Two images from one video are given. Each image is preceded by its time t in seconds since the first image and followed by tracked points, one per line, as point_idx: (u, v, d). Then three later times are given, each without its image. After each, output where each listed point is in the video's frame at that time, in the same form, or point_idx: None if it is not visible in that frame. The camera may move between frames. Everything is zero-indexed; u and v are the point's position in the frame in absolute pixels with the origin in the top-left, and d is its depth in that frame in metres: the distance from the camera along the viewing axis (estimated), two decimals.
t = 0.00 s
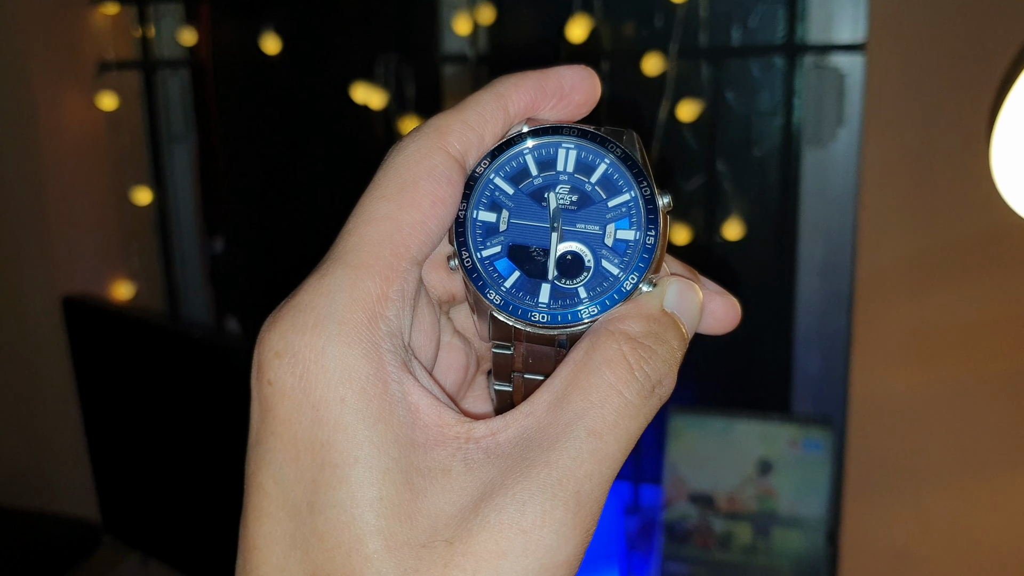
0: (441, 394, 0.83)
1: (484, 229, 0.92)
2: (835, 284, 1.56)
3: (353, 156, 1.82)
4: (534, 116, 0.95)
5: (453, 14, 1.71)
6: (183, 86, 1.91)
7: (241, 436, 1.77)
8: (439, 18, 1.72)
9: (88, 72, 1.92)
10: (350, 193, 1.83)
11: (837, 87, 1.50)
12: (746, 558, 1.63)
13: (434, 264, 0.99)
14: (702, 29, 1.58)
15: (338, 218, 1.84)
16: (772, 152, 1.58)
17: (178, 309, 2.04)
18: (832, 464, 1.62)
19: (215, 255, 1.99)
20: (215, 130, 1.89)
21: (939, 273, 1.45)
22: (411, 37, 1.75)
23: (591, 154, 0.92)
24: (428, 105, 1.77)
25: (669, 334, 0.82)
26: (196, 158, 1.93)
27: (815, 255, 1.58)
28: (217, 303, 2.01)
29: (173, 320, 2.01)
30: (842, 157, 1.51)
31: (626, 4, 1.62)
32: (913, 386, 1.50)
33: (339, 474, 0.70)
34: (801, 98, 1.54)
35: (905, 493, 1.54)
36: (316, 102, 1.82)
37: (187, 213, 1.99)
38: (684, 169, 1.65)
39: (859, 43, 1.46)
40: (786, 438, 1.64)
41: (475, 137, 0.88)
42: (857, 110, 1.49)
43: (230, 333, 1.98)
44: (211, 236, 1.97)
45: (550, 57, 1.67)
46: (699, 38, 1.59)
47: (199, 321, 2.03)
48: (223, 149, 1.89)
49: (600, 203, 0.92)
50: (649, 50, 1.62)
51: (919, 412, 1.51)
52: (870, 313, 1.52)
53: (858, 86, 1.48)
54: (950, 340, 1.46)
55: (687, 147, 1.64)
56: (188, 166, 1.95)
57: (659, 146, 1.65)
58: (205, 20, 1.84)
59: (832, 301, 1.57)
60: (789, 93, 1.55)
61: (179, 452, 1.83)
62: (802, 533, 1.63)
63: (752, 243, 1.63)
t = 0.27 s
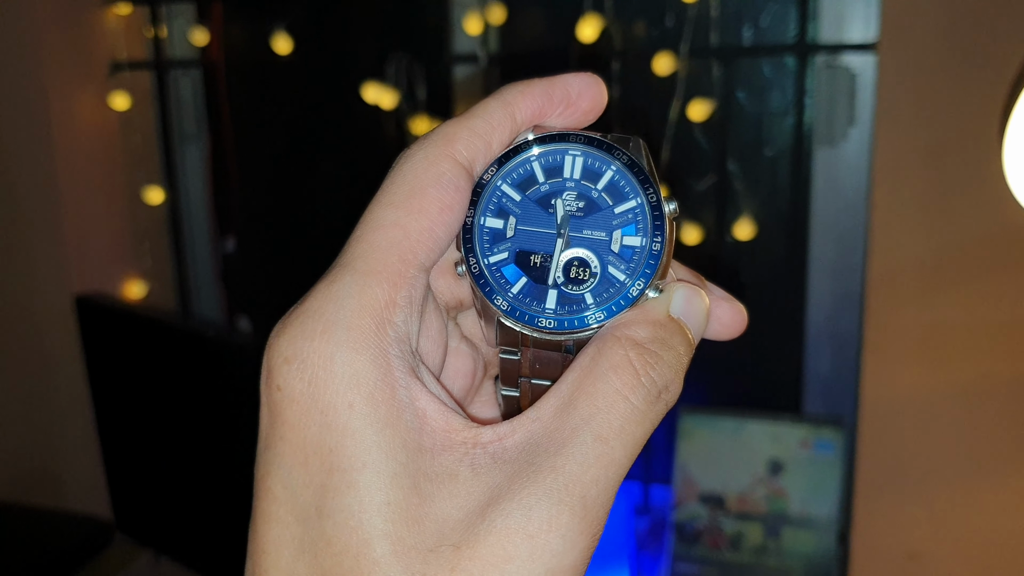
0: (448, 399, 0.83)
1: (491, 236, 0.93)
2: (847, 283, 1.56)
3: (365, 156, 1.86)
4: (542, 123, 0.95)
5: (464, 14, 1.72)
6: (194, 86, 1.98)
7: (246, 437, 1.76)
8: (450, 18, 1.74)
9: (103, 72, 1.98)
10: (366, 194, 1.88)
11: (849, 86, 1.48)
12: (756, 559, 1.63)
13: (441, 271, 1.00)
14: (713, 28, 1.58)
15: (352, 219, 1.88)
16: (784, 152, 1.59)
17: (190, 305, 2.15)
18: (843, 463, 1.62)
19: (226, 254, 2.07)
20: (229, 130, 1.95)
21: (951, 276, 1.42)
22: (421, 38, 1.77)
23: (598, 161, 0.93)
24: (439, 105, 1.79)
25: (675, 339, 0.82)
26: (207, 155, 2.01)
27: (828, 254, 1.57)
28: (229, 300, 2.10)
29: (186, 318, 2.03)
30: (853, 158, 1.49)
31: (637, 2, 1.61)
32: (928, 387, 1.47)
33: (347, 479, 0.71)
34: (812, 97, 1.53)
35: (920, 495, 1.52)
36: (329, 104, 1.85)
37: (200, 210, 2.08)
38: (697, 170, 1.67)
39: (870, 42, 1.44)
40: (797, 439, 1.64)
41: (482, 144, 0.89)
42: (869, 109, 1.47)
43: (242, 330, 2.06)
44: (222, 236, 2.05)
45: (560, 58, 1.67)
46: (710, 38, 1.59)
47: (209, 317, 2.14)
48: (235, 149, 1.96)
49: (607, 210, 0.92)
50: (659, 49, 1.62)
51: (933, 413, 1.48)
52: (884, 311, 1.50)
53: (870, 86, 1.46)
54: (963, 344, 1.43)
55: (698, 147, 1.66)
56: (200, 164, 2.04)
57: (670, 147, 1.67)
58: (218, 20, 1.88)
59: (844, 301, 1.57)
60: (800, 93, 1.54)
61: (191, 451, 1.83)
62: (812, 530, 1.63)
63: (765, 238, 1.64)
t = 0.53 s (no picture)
0: (445, 402, 0.84)
1: (489, 239, 0.94)
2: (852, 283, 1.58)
3: (370, 157, 1.85)
4: (539, 127, 0.96)
5: (469, 14, 1.72)
6: (200, 86, 1.96)
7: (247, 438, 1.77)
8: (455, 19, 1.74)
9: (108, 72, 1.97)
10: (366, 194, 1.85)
11: (855, 85, 1.50)
12: (761, 559, 1.60)
13: (439, 274, 1.00)
14: (718, 29, 1.58)
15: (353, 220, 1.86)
16: (788, 152, 1.59)
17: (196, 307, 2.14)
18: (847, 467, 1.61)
19: (231, 254, 2.04)
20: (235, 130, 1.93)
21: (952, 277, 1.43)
22: (426, 38, 1.77)
23: (595, 165, 0.93)
24: (444, 105, 1.80)
25: (671, 342, 0.82)
26: (213, 156, 1.98)
27: (833, 255, 1.59)
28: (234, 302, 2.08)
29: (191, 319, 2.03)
30: (859, 156, 1.51)
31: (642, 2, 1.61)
32: (929, 386, 1.49)
33: (344, 481, 0.71)
34: (817, 97, 1.54)
35: (920, 493, 1.53)
36: (334, 104, 1.84)
37: (205, 210, 2.06)
38: (702, 169, 1.66)
39: (876, 42, 1.46)
40: (803, 439, 1.62)
41: (479, 148, 0.89)
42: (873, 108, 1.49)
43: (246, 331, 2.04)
44: (227, 236, 2.03)
45: (565, 59, 1.68)
46: (715, 38, 1.58)
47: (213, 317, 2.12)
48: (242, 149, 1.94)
49: (604, 213, 0.93)
50: (664, 49, 1.62)
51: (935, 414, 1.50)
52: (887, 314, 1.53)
53: (875, 85, 1.48)
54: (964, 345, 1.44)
55: (703, 147, 1.65)
56: (205, 166, 2.01)
57: (674, 148, 1.66)
58: (223, 20, 1.87)
59: (850, 303, 1.59)
60: (805, 92, 1.54)
61: (195, 450, 1.84)
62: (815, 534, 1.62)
63: (772, 239, 1.64)
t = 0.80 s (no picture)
0: (436, 399, 0.84)
1: (480, 236, 0.94)
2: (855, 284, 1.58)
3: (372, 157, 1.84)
4: (531, 124, 0.96)
5: (472, 14, 1.71)
6: (203, 85, 1.99)
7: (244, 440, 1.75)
8: (458, 16, 1.73)
9: (111, 70, 1.98)
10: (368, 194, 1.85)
11: (858, 85, 1.48)
12: (763, 559, 1.63)
13: (430, 271, 1.00)
14: (721, 28, 1.59)
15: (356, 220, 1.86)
16: (791, 151, 1.59)
17: (201, 303, 2.13)
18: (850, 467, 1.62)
19: (235, 253, 2.06)
20: (239, 131, 1.95)
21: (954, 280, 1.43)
22: (429, 37, 1.76)
23: (585, 162, 0.94)
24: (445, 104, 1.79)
25: (662, 338, 0.83)
26: (216, 154, 2.01)
27: (835, 255, 1.59)
28: (236, 299, 2.09)
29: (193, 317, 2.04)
30: (863, 156, 1.50)
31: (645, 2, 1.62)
32: (930, 386, 1.49)
33: (335, 477, 0.71)
34: (820, 97, 1.53)
35: (922, 493, 1.53)
36: (336, 104, 1.84)
37: (207, 207, 2.08)
38: (704, 170, 1.66)
39: (879, 42, 1.45)
40: (805, 439, 1.64)
41: (471, 145, 0.89)
42: (877, 108, 1.47)
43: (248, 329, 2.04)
44: (231, 235, 2.05)
45: (568, 58, 1.68)
46: (718, 38, 1.59)
47: (218, 317, 2.11)
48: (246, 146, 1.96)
49: (595, 210, 0.93)
50: (666, 49, 1.62)
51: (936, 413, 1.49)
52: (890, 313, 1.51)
53: (878, 85, 1.47)
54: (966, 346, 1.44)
55: (706, 148, 1.65)
56: (208, 163, 2.04)
57: (677, 148, 1.67)
58: (227, 21, 1.89)
59: (854, 302, 1.59)
60: (807, 92, 1.54)
61: (196, 450, 1.83)
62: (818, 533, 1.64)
63: (773, 239, 1.64)
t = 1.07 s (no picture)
0: (429, 395, 0.84)
1: (472, 233, 0.94)
2: (855, 284, 1.58)
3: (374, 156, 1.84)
4: (523, 120, 0.96)
5: (475, 13, 1.71)
6: (206, 83, 1.97)
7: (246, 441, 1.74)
8: (461, 15, 1.72)
9: (114, 68, 1.98)
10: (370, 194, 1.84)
11: (860, 86, 1.49)
12: (764, 559, 1.65)
13: (422, 267, 1.01)
14: (724, 28, 1.59)
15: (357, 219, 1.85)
16: (794, 151, 1.59)
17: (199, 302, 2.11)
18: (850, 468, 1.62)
19: (236, 251, 2.04)
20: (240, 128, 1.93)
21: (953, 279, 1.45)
22: (433, 36, 1.76)
23: (578, 158, 0.94)
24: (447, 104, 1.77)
25: (654, 335, 0.83)
26: (219, 152, 1.99)
27: (837, 255, 1.58)
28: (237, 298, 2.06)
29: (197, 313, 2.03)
30: (865, 157, 1.50)
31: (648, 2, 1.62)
32: (930, 385, 1.51)
33: (327, 474, 0.71)
34: (823, 97, 1.53)
35: (922, 491, 1.54)
36: (338, 103, 1.84)
37: (210, 206, 2.06)
38: (706, 170, 1.67)
39: (882, 43, 1.45)
40: (806, 440, 1.65)
41: (462, 141, 0.89)
42: (880, 108, 1.48)
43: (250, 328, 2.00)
44: (233, 233, 2.02)
45: (571, 58, 1.67)
46: (721, 37, 1.59)
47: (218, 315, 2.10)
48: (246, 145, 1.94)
49: (587, 207, 0.93)
50: (669, 49, 1.63)
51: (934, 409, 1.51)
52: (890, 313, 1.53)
53: (881, 86, 1.47)
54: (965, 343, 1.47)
55: (708, 147, 1.65)
56: (211, 162, 2.02)
57: (680, 147, 1.67)
58: (229, 19, 1.88)
59: (854, 302, 1.59)
60: (810, 93, 1.54)
61: (197, 452, 1.83)
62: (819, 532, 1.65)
63: (775, 238, 1.64)
